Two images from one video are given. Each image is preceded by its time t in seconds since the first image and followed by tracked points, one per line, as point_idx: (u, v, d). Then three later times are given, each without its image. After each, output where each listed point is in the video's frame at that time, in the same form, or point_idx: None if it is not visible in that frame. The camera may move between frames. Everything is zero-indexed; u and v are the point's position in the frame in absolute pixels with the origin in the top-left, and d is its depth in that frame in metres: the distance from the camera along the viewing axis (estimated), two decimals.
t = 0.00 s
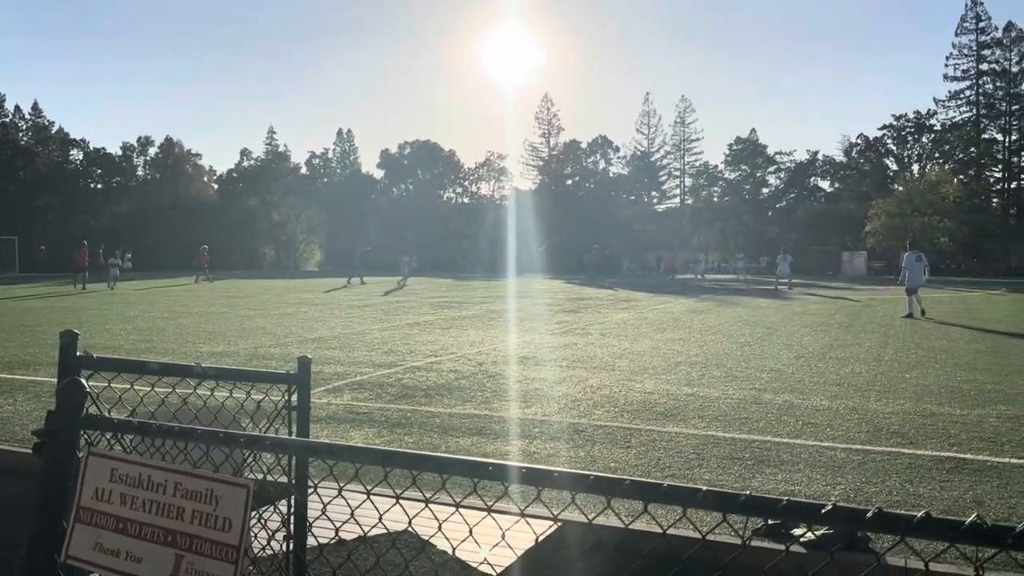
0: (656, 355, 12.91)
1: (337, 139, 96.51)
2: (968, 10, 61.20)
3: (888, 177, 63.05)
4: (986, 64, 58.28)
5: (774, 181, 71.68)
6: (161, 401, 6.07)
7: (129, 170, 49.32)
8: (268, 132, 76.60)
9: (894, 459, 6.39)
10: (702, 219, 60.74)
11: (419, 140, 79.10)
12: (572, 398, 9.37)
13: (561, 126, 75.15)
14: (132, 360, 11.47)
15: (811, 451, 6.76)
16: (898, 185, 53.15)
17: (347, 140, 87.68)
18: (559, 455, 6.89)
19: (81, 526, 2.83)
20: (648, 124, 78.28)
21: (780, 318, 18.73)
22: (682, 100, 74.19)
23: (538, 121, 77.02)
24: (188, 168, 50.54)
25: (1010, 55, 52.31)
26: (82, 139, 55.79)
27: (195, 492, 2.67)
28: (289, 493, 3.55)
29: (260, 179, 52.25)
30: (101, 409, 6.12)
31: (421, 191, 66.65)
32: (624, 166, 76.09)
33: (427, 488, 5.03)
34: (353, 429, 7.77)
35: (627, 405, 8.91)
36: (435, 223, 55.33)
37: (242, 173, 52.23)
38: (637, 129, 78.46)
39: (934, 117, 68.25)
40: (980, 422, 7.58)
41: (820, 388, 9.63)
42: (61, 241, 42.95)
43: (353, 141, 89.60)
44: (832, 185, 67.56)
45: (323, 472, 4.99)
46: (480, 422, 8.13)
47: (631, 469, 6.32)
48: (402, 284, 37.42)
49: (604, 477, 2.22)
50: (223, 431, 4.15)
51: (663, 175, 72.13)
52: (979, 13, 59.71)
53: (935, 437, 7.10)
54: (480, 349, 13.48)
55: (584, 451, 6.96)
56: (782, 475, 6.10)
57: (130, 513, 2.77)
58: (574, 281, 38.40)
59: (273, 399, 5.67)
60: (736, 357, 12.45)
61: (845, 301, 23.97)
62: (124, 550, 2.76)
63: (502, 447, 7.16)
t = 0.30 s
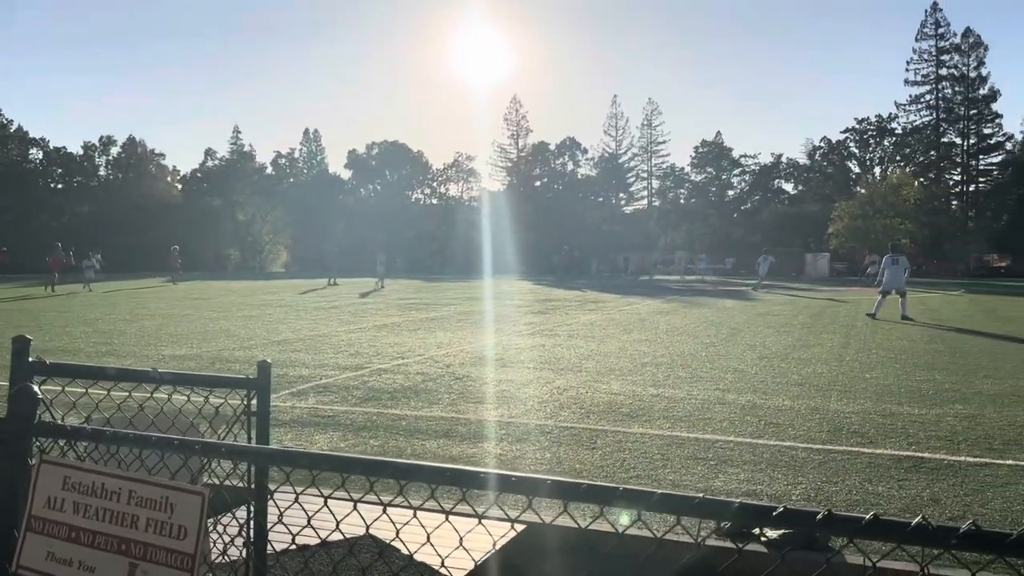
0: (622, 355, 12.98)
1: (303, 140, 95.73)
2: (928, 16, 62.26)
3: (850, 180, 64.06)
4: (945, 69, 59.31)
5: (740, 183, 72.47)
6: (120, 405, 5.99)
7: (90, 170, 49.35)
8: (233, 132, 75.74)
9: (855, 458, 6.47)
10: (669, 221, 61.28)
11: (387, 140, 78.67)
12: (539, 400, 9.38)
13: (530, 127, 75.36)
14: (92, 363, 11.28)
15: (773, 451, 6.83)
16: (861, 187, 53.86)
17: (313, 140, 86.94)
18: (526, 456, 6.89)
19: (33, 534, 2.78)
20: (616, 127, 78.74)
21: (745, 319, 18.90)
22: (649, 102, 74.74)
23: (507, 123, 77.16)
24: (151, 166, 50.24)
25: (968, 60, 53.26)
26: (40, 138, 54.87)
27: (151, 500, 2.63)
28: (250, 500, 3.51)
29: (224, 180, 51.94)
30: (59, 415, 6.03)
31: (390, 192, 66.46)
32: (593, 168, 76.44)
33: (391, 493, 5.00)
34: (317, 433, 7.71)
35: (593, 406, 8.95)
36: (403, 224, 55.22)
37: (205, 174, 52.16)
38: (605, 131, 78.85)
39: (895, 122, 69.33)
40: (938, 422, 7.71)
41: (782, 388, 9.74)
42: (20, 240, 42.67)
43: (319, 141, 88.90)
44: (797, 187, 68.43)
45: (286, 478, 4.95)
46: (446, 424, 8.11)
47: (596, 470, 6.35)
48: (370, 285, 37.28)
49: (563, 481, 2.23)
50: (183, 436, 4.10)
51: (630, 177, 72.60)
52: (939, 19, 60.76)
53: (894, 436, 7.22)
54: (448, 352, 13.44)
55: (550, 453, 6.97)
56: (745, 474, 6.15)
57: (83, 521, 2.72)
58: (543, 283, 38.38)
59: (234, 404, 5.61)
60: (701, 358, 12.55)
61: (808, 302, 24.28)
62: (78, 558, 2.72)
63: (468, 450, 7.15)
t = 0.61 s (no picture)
0: (588, 357, 13.03)
1: (267, 142, 94.76)
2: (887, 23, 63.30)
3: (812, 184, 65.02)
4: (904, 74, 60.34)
5: (704, 186, 73.21)
6: (76, 410, 5.88)
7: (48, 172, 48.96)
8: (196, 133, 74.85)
9: (815, 458, 6.56)
10: (635, 224, 61.72)
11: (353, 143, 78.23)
12: (505, 403, 9.40)
13: (497, 131, 75.42)
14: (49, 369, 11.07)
15: (736, 451, 6.90)
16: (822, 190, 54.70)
17: (277, 141, 86.07)
18: (491, 459, 6.89)
19: None
20: (583, 130, 79.15)
21: (709, 320, 19.09)
22: (615, 106, 75.24)
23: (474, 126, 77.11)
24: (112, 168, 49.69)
25: (926, 66, 54.23)
26: None
27: (105, 506, 2.59)
28: (209, 506, 3.46)
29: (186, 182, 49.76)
30: (12, 421, 5.92)
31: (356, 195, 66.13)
32: (560, 172, 76.71)
33: (353, 497, 4.96)
34: (280, 438, 7.65)
35: (559, 408, 8.98)
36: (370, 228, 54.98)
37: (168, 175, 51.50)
38: (572, 135, 79.18)
39: (854, 127, 70.41)
40: (896, 421, 7.84)
41: (744, 390, 9.85)
42: None
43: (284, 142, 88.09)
44: (760, 191, 69.33)
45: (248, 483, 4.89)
46: (412, 428, 8.09)
47: (562, 472, 6.37)
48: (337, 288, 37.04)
49: (520, 483, 2.24)
50: (141, 442, 4.04)
51: (597, 181, 73.02)
52: (898, 26, 61.79)
53: (852, 435, 7.32)
54: (414, 355, 13.40)
55: (516, 455, 6.99)
56: (707, 474, 6.21)
57: (36, 529, 2.68)
58: (509, 285, 38.41)
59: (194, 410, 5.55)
60: (665, 359, 12.66)
61: (771, 303, 24.57)
62: (31, 568, 2.68)
63: (433, 453, 7.14)
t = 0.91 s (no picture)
0: (553, 360, 13.06)
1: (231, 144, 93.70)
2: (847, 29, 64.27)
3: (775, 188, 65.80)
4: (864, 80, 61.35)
5: (669, 190, 73.79)
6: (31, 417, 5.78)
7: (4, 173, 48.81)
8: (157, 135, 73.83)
9: (776, 458, 6.64)
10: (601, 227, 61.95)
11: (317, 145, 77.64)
12: (470, 406, 9.40)
13: (464, 134, 75.33)
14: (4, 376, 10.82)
15: (698, 452, 6.97)
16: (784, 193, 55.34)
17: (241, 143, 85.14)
18: (456, 462, 6.89)
19: None
20: (549, 134, 79.37)
21: (674, 323, 19.22)
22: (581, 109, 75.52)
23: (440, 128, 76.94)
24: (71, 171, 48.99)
25: (885, 72, 55.15)
26: None
27: (58, 515, 2.56)
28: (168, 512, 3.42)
29: (149, 185, 49.40)
30: None
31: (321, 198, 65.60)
32: (526, 175, 76.82)
33: (316, 503, 4.92)
34: (242, 444, 7.56)
35: (524, 412, 9.00)
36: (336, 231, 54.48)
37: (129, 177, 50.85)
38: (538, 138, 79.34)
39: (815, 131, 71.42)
40: (854, 421, 7.96)
41: (707, 391, 9.94)
42: None
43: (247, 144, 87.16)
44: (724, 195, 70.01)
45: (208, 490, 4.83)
46: (376, 432, 8.05)
47: (527, 474, 6.38)
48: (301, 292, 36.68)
49: (480, 487, 2.25)
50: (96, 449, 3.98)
51: (563, 184, 73.21)
52: (857, 32, 62.78)
53: (812, 436, 7.42)
54: (379, 359, 13.32)
55: (480, 458, 6.99)
56: (670, 475, 6.26)
57: None
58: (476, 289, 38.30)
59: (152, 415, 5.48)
60: (631, 362, 12.72)
61: (736, 306, 24.80)
62: None
63: (397, 458, 7.11)
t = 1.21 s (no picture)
0: (520, 363, 13.08)
1: (194, 146, 92.76)
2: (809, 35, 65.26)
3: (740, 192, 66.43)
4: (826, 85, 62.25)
5: (635, 194, 74.23)
6: None
7: None
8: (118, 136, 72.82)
9: (737, 458, 6.72)
10: (568, 230, 62.12)
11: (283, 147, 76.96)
12: (436, 409, 9.38)
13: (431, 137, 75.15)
14: None
15: (662, 452, 7.03)
16: (747, 197, 56.00)
17: (205, 145, 84.19)
18: (422, 466, 6.88)
19: None
20: (516, 138, 79.50)
21: (639, 325, 19.33)
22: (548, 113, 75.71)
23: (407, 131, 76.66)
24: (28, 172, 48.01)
25: (846, 78, 56.04)
26: None
27: (8, 522, 2.52)
28: (126, 519, 3.37)
29: (109, 183, 48.30)
30: None
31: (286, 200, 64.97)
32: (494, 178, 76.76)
33: (279, 508, 4.87)
34: (203, 449, 7.48)
35: (490, 414, 9.00)
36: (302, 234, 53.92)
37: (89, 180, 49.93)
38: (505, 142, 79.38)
39: (778, 136, 72.39)
40: (813, 421, 8.07)
41: (672, 392, 10.02)
42: None
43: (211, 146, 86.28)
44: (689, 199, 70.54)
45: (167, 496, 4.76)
46: (341, 437, 8.01)
47: (492, 477, 6.39)
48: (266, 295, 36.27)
49: (443, 490, 2.25)
50: (49, 454, 3.91)
51: (531, 187, 73.31)
52: (819, 38, 63.76)
53: (772, 435, 7.52)
54: (345, 362, 13.23)
55: (445, 461, 6.99)
56: (633, 476, 6.31)
57: None
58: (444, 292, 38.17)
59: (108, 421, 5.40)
60: (596, 364, 12.79)
61: (701, 307, 25.02)
62: None
63: (362, 462, 7.07)
